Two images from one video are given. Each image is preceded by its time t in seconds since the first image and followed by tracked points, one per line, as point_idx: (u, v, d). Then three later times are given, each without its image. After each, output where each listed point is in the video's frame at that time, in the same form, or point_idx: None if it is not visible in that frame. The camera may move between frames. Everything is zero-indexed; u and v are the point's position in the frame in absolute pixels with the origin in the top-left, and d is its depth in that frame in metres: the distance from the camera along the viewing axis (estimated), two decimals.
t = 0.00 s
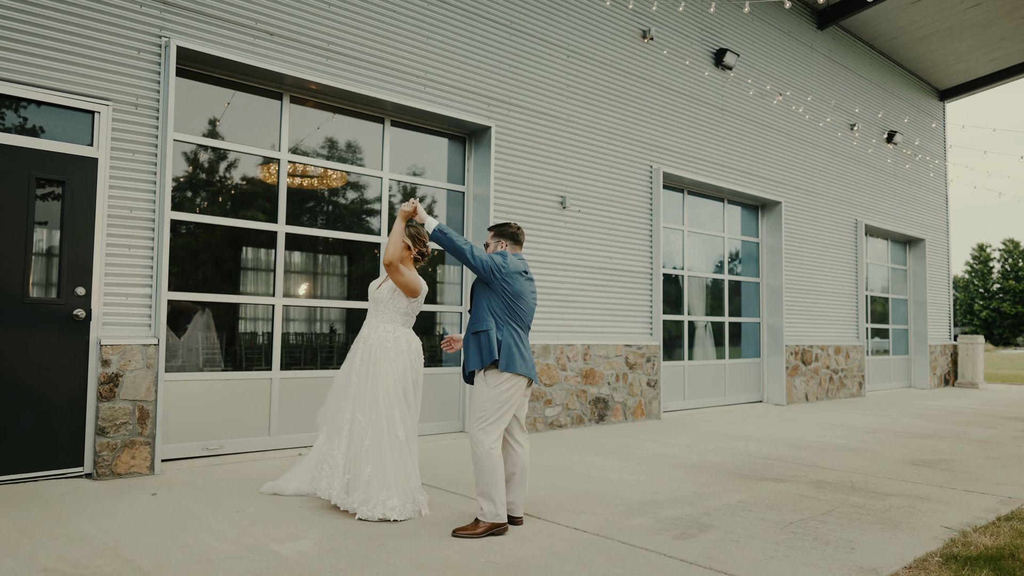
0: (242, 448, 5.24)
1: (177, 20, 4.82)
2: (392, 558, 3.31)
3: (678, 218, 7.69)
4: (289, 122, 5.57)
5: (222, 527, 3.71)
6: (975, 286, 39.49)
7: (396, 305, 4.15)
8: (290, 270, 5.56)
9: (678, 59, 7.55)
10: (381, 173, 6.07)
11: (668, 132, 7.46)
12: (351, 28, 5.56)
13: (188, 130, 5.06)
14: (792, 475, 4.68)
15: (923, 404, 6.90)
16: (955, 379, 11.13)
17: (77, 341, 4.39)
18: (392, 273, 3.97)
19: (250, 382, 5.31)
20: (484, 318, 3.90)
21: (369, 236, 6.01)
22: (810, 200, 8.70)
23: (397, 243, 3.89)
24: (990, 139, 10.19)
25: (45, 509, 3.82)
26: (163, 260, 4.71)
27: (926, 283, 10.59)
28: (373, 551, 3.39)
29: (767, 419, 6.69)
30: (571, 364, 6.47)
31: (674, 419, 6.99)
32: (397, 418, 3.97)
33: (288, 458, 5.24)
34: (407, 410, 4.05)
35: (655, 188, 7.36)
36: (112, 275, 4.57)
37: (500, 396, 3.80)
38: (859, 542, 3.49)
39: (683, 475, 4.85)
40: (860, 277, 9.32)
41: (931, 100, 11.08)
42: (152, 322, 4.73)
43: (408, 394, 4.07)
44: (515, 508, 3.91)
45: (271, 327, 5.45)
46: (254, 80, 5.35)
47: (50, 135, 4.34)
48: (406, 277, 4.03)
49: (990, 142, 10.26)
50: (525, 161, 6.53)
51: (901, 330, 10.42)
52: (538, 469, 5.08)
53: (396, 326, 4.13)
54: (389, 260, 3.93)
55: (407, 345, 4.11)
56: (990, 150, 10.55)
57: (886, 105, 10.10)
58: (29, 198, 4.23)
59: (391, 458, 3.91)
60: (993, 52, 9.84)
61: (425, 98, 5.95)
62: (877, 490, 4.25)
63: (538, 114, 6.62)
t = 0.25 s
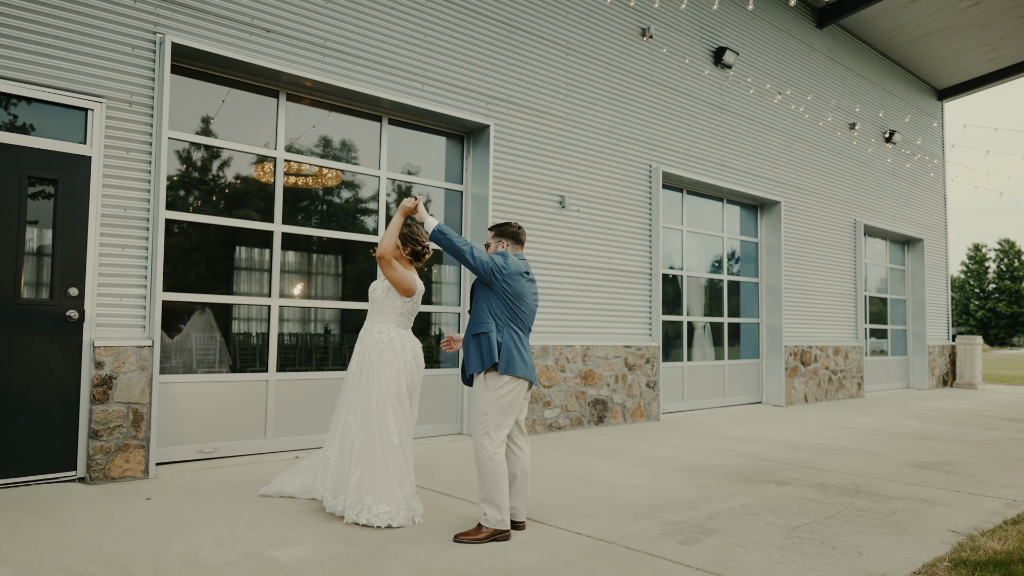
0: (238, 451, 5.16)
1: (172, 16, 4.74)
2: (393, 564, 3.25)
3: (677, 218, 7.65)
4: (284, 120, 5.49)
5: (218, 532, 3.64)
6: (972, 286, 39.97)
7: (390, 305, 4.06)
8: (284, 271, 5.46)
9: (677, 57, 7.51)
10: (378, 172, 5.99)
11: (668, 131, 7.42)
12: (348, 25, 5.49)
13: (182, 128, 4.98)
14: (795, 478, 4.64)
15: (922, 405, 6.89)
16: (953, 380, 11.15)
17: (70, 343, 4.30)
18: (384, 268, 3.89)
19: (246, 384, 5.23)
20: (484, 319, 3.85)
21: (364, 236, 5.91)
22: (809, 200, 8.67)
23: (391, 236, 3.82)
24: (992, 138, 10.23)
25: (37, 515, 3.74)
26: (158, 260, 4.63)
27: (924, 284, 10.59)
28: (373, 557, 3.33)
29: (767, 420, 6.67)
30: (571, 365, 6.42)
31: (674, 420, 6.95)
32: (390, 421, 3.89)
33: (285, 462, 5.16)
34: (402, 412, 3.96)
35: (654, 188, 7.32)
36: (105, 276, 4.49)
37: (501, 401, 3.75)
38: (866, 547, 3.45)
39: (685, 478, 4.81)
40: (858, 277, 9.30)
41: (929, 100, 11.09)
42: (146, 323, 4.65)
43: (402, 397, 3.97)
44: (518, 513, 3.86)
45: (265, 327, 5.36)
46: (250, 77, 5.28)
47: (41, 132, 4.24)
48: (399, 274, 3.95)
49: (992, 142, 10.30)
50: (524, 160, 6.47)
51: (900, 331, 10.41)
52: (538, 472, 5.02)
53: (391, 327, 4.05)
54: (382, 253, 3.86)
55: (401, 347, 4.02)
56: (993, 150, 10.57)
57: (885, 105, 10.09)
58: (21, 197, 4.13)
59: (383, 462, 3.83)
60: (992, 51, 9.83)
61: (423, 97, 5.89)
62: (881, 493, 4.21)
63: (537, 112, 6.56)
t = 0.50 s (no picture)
0: (234, 454, 5.09)
1: (167, 11, 4.66)
2: (395, 570, 3.19)
3: (677, 218, 7.61)
4: (280, 118, 5.42)
5: (216, 538, 3.57)
6: (968, 286, 40.38)
7: (384, 303, 3.99)
8: (279, 270, 5.38)
9: (678, 56, 7.48)
10: (375, 170, 5.92)
11: (668, 130, 7.38)
12: (346, 22, 5.42)
13: (176, 125, 4.89)
14: (798, 481, 4.61)
15: (921, 406, 6.87)
16: (951, 380, 11.17)
17: (63, 344, 4.22)
18: (377, 262, 3.81)
19: (242, 386, 5.16)
20: (484, 321, 3.80)
21: (360, 236, 5.83)
22: (808, 200, 8.65)
23: (386, 230, 3.74)
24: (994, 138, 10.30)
25: (29, 520, 3.66)
26: (153, 261, 4.55)
27: (924, 284, 10.59)
28: (375, 563, 3.27)
29: (768, 421, 6.63)
30: (570, 366, 6.37)
31: (674, 422, 6.91)
32: (382, 423, 3.80)
33: (282, 465, 5.09)
34: (396, 415, 3.87)
35: (654, 187, 7.28)
36: (100, 276, 4.41)
37: (504, 404, 3.71)
38: (874, 551, 3.41)
39: (688, 481, 4.77)
40: (857, 277, 9.28)
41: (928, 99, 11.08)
42: (141, 324, 4.56)
43: (395, 400, 3.87)
44: (521, 518, 3.80)
45: (260, 328, 5.29)
46: (245, 74, 5.20)
47: (33, 130, 4.16)
48: (392, 270, 3.86)
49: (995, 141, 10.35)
50: (523, 159, 6.42)
51: (899, 332, 10.41)
52: (539, 475, 4.97)
53: (386, 327, 3.98)
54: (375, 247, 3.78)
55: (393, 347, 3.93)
56: (996, 150, 10.56)
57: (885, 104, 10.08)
58: (12, 195, 4.05)
59: (375, 466, 3.75)
60: (991, 50, 9.83)
61: (422, 95, 5.82)
62: (886, 496, 4.18)
63: (537, 111, 6.51)
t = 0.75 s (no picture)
0: (230, 457, 5.01)
1: (161, 6, 4.57)
2: None
3: (677, 218, 7.57)
4: (276, 116, 5.34)
5: (213, 544, 3.50)
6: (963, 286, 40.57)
7: (378, 302, 3.89)
8: (274, 270, 5.30)
9: (678, 54, 7.43)
10: (372, 169, 5.85)
11: (668, 128, 7.34)
12: (344, 18, 5.34)
13: (171, 123, 4.81)
14: (802, 484, 4.56)
15: (921, 406, 6.85)
16: (950, 381, 11.19)
17: (57, 346, 4.13)
18: (369, 256, 3.70)
19: (238, 388, 5.08)
20: (484, 322, 3.74)
21: (356, 235, 5.75)
22: (808, 199, 8.62)
23: (381, 224, 3.65)
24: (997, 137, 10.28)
25: (21, 526, 3.58)
26: (147, 260, 4.46)
27: (923, 284, 10.59)
28: (376, 570, 3.20)
29: (768, 423, 6.60)
30: (570, 368, 6.31)
31: (674, 423, 6.87)
32: (374, 425, 3.71)
33: (279, 468, 5.02)
34: (390, 416, 3.77)
35: (654, 186, 7.23)
36: (93, 277, 4.32)
37: (507, 407, 3.66)
38: (883, 556, 3.36)
39: (691, 484, 4.72)
40: (857, 277, 9.26)
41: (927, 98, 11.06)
42: (135, 326, 4.48)
43: (388, 400, 3.78)
44: (525, 522, 3.74)
45: (255, 328, 5.21)
46: (241, 71, 5.12)
47: (23, 128, 4.06)
48: (384, 266, 3.76)
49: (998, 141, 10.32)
50: (521, 157, 6.36)
51: (898, 332, 10.40)
52: (541, 478, 4.92)
53: (381, 327, 3.89)
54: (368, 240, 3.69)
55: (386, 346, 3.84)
56: (1000, 148, 10.50)
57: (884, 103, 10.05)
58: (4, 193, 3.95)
59: (367, 469, 3.67)
60: (990, 49, 9.83)
61: (420, 92, 5.75)
62: (891, 499, 4.14)
63: (536, 110, 6.45)
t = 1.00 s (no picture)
0: (226, 460, 4.94)
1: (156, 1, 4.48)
2: None
3: (677, 217, 7.53)
4: (273, 114, 5.26)
5: (211, 549, 3.42)
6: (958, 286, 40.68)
7: (372, 301, 3.81)
8: (269, 270, 5.21)
9: (679, 52, 7.38)
10: (370, 167, 5.77)
11: (668, 127, 7.29)
12: (342, 14, 5.27)
13: (165, 120, 4.72)
14: (807, 487, 4.52)
15: (922, 408, 6.82)
16: (950, 382, 11.19)
17: (49, 348, 4.05)
18: (362, 248, 3.65)
19: (234, 390, 5.00)
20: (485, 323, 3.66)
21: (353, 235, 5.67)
22: (808, 199, 8.58)
23: (378, 218, 3.62)
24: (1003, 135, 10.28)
25: (14, 532, 3.50)
26: (142, 259, 4.38)
27: (923, 284, 10.58)
28: None
29: (769, 424, 6.56)
30: (570, 369, 6.26)
31: (674, 425, 6.83)
32: (366, 427, 3.64)
33: (277, 471, 4.94)
34: (383, 418, 3.68)
35: (654, 185, 7.18)
36: (87, 277, 4.24)
37: (510, 410, 3.58)
38: (892, 561, 3.32)
39: (694, 487, 4.67)
40: (857, 277, 9.24)
41: (926, 97, 11.04)
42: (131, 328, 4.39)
43: (381, 401, 3.68)
44: (528, 527, 3.68)
45: (251, 329, 5.12)
46: (237, 67, 5.04)
47: (15, 125, 3.97)
48: (377, 261, 3.69)
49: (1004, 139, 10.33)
50: (521, 156, 6.30)
51: (897, 333, 10.40)
52: (543, 481, 4.86)
53: (374, 327, 3.81)
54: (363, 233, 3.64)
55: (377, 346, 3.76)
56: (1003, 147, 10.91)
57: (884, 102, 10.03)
58: None
59: (360, 471, 3.60)
60: (990, 48, 9.82)
61: (420, 90, 5.68)
62: (898, 503, 4.10)
63: (536, 108, 6.39)
